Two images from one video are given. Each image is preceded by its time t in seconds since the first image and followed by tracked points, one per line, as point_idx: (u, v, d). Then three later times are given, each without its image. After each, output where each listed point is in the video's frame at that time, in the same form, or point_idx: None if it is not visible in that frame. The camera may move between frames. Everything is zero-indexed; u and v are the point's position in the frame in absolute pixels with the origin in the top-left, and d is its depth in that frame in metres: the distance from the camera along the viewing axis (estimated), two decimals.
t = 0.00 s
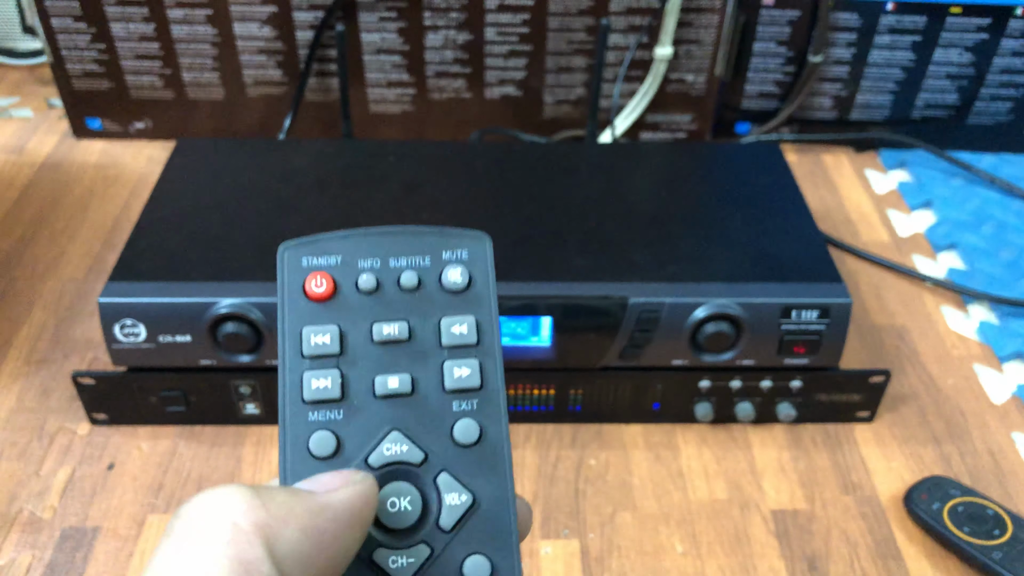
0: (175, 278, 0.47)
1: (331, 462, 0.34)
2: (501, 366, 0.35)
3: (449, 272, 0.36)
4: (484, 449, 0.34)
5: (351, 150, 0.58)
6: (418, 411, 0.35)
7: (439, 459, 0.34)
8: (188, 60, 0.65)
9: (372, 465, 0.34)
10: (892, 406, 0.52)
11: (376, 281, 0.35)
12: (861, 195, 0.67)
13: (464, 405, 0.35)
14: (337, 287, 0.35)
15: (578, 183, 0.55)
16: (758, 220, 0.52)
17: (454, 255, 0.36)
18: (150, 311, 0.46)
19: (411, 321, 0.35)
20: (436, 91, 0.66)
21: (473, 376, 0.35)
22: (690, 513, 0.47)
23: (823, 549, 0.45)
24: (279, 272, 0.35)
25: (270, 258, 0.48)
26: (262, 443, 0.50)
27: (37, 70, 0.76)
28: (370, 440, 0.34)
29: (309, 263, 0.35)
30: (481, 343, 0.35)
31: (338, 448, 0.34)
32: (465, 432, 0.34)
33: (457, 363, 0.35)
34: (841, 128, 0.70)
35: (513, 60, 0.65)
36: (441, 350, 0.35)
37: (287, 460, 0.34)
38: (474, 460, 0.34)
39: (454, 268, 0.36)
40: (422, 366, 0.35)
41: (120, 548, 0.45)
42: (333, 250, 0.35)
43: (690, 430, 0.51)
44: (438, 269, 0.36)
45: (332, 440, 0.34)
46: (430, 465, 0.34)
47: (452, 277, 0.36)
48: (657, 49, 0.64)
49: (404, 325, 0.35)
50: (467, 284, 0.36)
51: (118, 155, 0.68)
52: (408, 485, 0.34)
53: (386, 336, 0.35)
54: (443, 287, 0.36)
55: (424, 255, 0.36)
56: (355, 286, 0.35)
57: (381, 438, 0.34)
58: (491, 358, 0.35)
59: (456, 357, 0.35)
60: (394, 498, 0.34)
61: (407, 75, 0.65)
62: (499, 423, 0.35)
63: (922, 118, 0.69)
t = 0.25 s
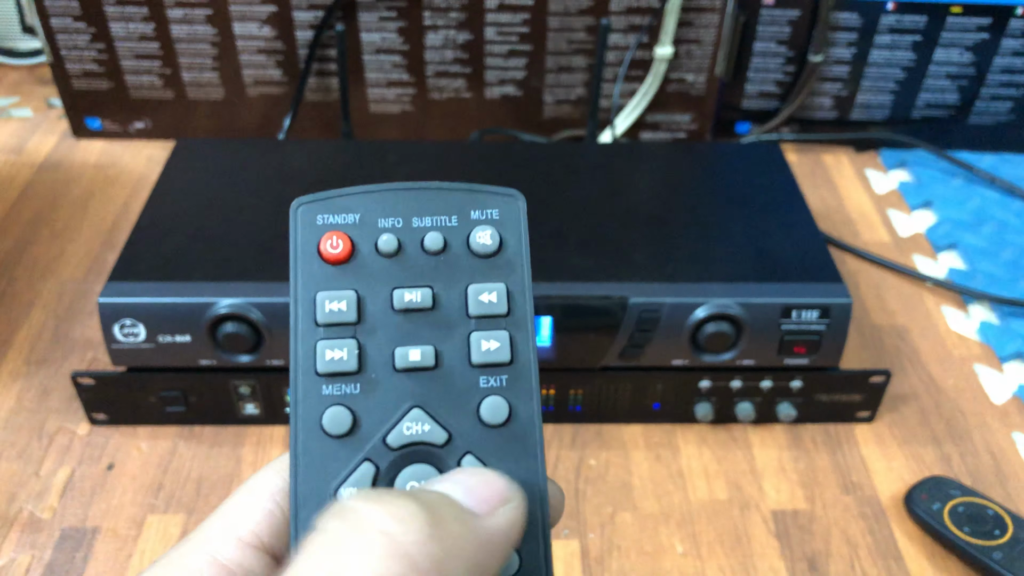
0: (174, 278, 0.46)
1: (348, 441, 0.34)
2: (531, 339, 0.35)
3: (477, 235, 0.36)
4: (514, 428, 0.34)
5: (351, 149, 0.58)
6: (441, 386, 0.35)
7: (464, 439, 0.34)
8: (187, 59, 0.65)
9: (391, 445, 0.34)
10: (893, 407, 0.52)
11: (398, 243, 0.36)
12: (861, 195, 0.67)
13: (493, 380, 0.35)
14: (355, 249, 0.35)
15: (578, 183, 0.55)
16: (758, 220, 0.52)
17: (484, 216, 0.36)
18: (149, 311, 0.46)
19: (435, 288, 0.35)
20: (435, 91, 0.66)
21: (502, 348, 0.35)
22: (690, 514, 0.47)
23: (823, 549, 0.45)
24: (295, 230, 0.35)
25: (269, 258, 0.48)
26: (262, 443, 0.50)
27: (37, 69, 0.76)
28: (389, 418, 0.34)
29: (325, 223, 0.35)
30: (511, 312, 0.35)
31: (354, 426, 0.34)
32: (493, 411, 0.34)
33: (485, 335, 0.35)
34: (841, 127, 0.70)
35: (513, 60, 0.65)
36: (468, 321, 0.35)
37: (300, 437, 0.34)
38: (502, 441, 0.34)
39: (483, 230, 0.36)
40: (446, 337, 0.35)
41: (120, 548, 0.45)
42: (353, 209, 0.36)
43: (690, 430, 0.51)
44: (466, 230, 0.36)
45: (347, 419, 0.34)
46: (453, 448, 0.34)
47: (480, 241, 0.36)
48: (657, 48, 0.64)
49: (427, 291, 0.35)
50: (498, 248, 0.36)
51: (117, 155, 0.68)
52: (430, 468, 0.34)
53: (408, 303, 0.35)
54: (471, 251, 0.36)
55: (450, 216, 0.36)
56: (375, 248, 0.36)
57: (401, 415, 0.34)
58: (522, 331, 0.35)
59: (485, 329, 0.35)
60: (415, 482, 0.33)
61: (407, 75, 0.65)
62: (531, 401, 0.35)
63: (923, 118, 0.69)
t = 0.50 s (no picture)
0: (173, 278, 0.46)
1: (354, 431, 0.34)
2: (544, 329, 0.35)
3: (488, 221, 0.36)
4: (525, 420, 0.34)
5: (350, 149, 0.58)
6: (450, 376, 0.34)
7: (474, 432, 0.34)
8: (187, 59, 0.65)
9: (398, 437, 0.34)
10: (894, 407, 0.52)
11: (406, 228, 0.35)
12: (862, 195, 0.66)
13: (503, 370, 0.35)
14: (363, 232, 0.35)
15: (578, 182, 0.55)
16: (759, 220, 0.52)
17: (495, 201, 0.36)
18: (148, 312, 0.45)
19: (445, 275, 0.35)
20: (435, 91, 0.66)
21: (514, 338, 0.35)
22: (691, 514, 0.47)
23: (824, 549, 0.45)
24: (301, 213, 0.35)
25: (269, 258, 0.48)
26: (261, 444, 0.50)
27: (36, 69, 0.75)
28: (397, 408, 0.34)
29: (332, 206, 0.35)
30: (523, 301, 0.35)
31: (361, 417, 0.34)
32: (505, 403, 0.34)
33: (497, 324, 0.35)
34: (841, 126, 0.70)
35: (513, 59, 0.65)
36: (479, 309, 0.35)
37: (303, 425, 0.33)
38: (513, 433, 0.34)
39: (495, 216, 0.36)
40: (456, 325, 0.35)
41: (119, 549, 0.44)
42: (360, 192, 0.36)
43: (691, 431, 0.51)
44: (477, 215, 0.36)
45: (353, 408, 0.34)
46: (463, 441, 0.34)
47: (492, 227, 0.36)
48: (658, 47, 0.64)
49: (437, 278, 0.35)
50: (510, 234, 0.36)
51: (117, 155, 0.68)
52: (438, 462, 0.33)
53: (417, 290, 0.35)
54: (482, 237, 0.36)
55: (461, 201, 0.36)
56: (383, 232, 0.35)
57: (410, 405, 0.34)
58: (535, 320, 0.35)
59: (496, 318, 0.35)
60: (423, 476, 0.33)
61: (407, 74, 0.65)
62: (542, 392, 0.35)
63: (924, 117, 0.69)
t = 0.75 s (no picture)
0: (173, 278, 0.46)
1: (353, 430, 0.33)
2: (545, 327, 0.35)
3: (489, 217, 0.36)
4: (526, 419, 0.34)
5: (350, 149, 0.58)
6: (450, 374, 0.34)
7: (475, 430, 0.34)
8: (186, 59, 0.65)
9: (397, 435, 0.33)
10: (894, 407, 0.52)
11: (406, 224, 0.35)
12: (862, 196, 0.66)
13: (504, 368, 0.35)
14: (362, 228, 0.35)
15: (578, 182, 0.55)
16: (759, 220, 0.52)
17: (496, 197, 0.36)
18: (148, 312, 0.45)
19: (445, 272, 0.35)
20: (435, 90, 0.66)
21: (515, 336, 0.35)
22: (691, 515, 0.47)
23: (824, 550, 0.45)
24: (299, 209, 0.35)
25: (268, 258, 0.48)
26: (261, 443, 0.50)
27: (36, 69, 0.75)
28: (396, 407, 0.34)
29: (331, 202, 0.35)
30: (524, 299, 0.35)
31: (360, 415, 0.34)
32: (505, 401, 0.34)
33: (497, 322, 0.35)
34: (841, 126, 0.70)
35: (513, 59, 0.65)
36: (479, 307, 0.35)
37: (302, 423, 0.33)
38: (514, 432, 0.34)
39: (496, 212, 0.36)
40: (456, 323, 0.35)
41: (118, 549, 0.44)
42: (360, 188, 0.36)
43: (691, 431, 0.51)
44: (477, 212, 0.36)
45: (353, 407, 0.34)
46: (463, 440, 0.34)
47: (493, 223, 0.36)
48: (658, 46, 0.64)
49: (437, 275, 0.35)
50: (510, 231, 0.36)
51: (117, 155, 0.68)
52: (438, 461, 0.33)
53: (417, 287, 0.35)
54: (482, 234, 0.36)
55: (462, 197, 0.36)
56: (383, 228, 0.35)
57: (409, 404, 0.34)
58: (536, 319, 0.35)
59: (497, 315, 0.35)
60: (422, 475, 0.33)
61: (407, 74, 0.65)
62: (543, 391, 0.34)
63: (924, 117, 0.69)
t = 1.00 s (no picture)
0: (172, 278, 0.46)
1: (347, 437, 0.33)
2: (541, 333, 0.35)
3: (485, 221, 0.35)
4: (521, 426, 0.34)
5: (350, 149, 0.58)
6: (445, 380, 0.34)
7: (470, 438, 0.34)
8: (186, 59, 0.64)
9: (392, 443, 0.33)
10: (894, 407, 0.52)
11: (402, 228, 0.35)
12: (862, 195, 0.66)
13: (500, 375, 0.35)
14: (356, 233, 0.35)
15: (579, 182, 0.55)
16: (759, 220, 0.52)
17: (492, 200, 0.36)
18: (148, 312, 0.45)
19: (440, 277, 0.35)
20: (435, 90, 0.66)
21: (510, 342, 0.35)
22: (691, 515, 0.47)
23: (825, 550, 0.45)
24: (293, 214, 0.35)
25: (268, 258, 0.48)
26: (261, 443, 0.50)
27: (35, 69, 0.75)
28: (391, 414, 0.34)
29: (325, 206, 0.35)
30: (520, 304, 0.35)
31: (354, 423, 0.33)
32: (501, 407, 0.34)
33: (493, 328, 0.35)
34: (841, 126, 0.70)
35: (513, 58, 0.65)
36: (475, 313, 0.35)
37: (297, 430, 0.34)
38: (510, 439, 0.34)
39: (491, 216, 0.36)
40: (452, 329, 0.35)
41: (118, 549, 0.44)
42: (354, 192, 0.36)
43: (691, 431, 0.51)
44: (473, 215, 0.36)
45: (347, 414, 0.33)
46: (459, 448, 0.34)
47: (489, 227, 0.35)
48: (658, 46, 0.64)
49: (432, 280, 0.35)
50: (506, 234, 0.36)
51: (116, 155, 0.68)
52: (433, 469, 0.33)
53: (412, 292, 0.35)
54: (478, 239, 0.35)
55: (458, 200, 0.36)
56: (377, 233, 0.35)
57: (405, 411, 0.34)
58: (532, 324, 0.35)
59: (492, 321, 0.35)
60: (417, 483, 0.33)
61: (407, 74, 0.65)
62: (539, 397, 0.34)
63: (924, 117, 0.69)
